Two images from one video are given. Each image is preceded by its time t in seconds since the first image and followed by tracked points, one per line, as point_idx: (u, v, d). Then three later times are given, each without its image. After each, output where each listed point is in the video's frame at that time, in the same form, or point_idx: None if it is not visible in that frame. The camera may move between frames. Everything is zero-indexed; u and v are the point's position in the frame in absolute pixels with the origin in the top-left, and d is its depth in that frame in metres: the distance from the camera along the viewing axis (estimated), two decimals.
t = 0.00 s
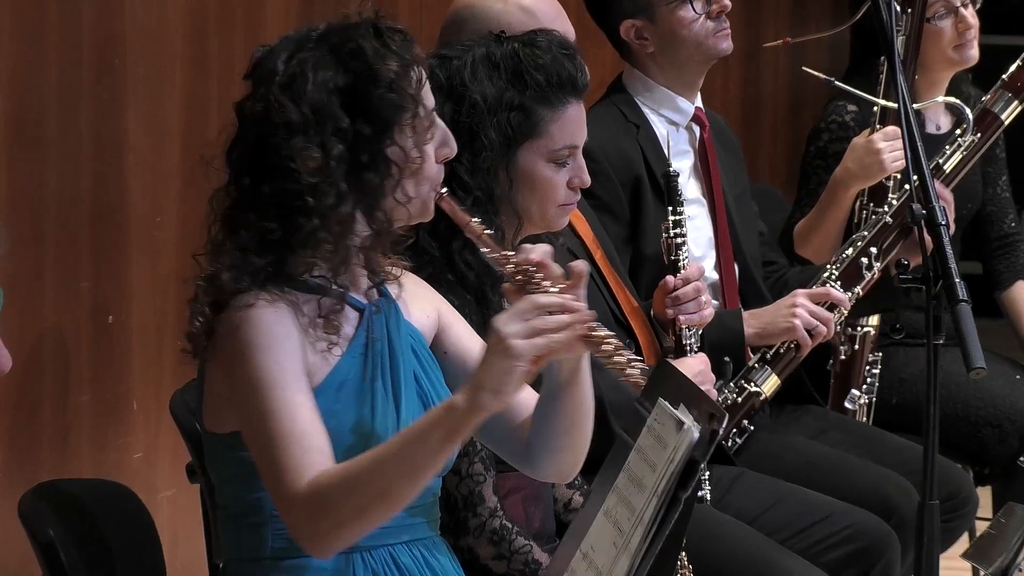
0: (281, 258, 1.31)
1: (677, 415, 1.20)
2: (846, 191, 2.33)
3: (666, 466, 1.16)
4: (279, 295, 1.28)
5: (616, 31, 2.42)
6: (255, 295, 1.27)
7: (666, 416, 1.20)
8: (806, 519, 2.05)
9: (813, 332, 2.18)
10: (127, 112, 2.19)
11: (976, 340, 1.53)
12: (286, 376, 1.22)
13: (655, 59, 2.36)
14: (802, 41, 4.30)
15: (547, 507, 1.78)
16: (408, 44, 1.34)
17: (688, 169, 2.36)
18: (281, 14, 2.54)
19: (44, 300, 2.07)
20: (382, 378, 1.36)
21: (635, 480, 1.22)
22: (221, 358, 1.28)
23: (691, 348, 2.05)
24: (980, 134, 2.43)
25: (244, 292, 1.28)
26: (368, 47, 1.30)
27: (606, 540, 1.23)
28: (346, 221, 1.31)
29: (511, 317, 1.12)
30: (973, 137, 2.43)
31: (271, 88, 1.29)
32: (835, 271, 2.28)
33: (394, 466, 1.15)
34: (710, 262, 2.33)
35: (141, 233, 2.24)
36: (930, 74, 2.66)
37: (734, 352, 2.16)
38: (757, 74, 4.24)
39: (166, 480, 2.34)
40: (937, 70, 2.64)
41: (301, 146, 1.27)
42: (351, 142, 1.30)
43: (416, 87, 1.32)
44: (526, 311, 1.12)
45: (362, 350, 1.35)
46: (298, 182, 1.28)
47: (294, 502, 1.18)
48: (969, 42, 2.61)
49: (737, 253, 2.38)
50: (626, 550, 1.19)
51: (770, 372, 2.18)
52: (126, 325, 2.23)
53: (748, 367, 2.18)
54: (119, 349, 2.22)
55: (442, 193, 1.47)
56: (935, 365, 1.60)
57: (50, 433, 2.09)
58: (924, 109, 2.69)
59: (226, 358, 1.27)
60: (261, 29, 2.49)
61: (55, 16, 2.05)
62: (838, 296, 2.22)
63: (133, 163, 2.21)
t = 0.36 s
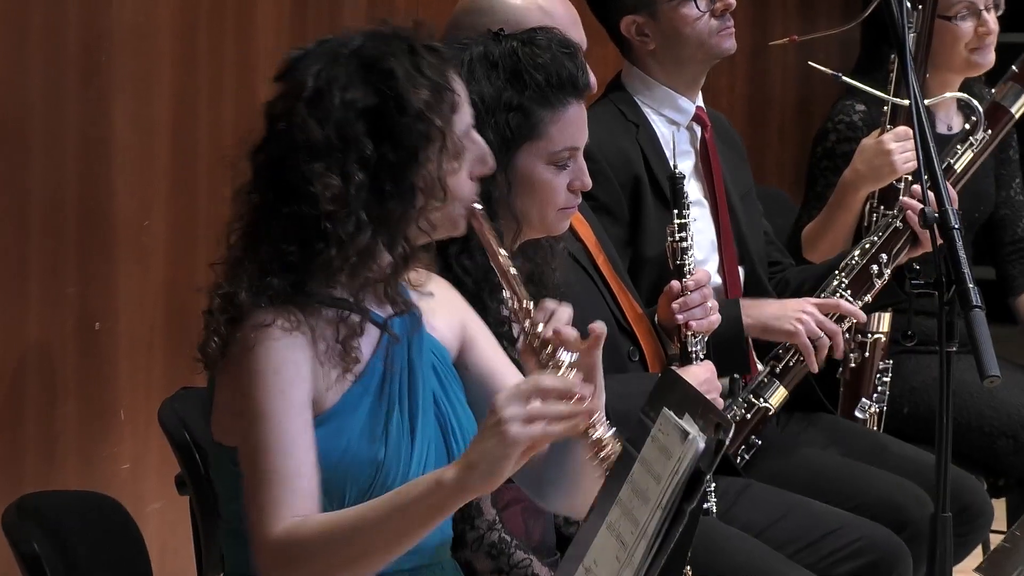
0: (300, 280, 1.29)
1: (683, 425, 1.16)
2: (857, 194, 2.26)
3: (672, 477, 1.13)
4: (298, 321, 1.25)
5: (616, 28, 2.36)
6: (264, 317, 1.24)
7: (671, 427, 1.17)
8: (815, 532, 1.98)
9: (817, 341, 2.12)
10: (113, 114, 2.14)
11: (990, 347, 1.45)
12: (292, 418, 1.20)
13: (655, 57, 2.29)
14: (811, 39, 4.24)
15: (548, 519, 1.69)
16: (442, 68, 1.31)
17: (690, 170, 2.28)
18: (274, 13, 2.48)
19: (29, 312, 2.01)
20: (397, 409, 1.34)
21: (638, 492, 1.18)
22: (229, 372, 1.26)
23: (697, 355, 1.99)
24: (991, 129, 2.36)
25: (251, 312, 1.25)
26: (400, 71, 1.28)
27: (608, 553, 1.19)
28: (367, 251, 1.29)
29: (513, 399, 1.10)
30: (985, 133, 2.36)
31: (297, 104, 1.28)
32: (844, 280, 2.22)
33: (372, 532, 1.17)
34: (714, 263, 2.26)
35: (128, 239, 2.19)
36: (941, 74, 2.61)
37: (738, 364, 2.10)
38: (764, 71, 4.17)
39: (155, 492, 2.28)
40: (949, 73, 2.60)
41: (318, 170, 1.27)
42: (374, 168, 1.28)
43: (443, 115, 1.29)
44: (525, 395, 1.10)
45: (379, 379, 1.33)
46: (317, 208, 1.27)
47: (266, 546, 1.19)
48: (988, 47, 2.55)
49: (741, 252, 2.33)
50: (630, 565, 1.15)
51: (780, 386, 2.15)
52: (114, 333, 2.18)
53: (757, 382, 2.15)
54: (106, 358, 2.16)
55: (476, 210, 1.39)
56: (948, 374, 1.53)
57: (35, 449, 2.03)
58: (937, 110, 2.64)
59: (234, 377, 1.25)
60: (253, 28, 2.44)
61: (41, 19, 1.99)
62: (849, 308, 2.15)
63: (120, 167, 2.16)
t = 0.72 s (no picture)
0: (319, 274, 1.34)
1: (687, 435, 1.12)
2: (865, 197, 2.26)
3: (674, 490, 1.08)
4: (305, 328, 1.31)
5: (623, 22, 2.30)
6: (273, 310, 1.32)
7: (675, 436, 1.13)
8: (823, 544, 1.93)
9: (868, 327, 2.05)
10: (104, 118, 2.11)
11: (1002, 354, 1.36)
12: (258, 405, 1.23)
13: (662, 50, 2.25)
14: (818, 41, 4.19)
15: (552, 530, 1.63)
16: (498, 78, 1.34)
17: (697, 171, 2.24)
18: (272, 14, 2.45)
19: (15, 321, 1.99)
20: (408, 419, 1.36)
21: (642, 503, 1.13)
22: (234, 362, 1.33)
23: (702, 364, 1.92)
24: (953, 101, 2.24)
25: (269, 305, 1.33)
26: (455, 74, 1.32)
27: (610, 566, 1.15)
28: (406, 256, 1.33)
29: (440, 408, 1.09)
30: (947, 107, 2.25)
31: (350, 92, 1.37)
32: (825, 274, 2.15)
33: (283, 518, 1.15)
34: (719, 266, 2.21)
35: (119, 245, 2.16)
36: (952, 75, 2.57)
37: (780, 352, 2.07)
38: (770, 74, 4.13)
39: (148, 503, 2.24)
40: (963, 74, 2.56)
41: (354, 159, 1.33)
42: (408, 169, 1.33)
43: (489, 124, 1.31)
44: (453, 406, 1.09)
45: (393, 392, 1.36)
46: (347, 197, 1.33)
47: (189, 509, 1.20)
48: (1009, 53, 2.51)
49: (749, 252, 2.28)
50: None
51: (774, 396, 2.08)
52: (104, 340, 2.15)
53: (752, 394, 2.09)
54: (96, 366, 2.13)
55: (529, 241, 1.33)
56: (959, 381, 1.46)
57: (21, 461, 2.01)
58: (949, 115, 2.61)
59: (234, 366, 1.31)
60: (250, 30, 2.40)
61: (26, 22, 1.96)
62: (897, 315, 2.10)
63: (111, 171, 2.13)
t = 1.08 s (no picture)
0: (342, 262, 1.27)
1: (688, 439, 1.10)
2: (871, 203, 2.27)
3: (673, 497, 1.07)
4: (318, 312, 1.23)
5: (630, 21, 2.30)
6: (294, 297, 1.25)
7: (676, 441, 1.11)
8: (824, 550, 1.92)
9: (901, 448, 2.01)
10: (102, 120, 2.10)
11: (1002, 359, 1.35)
12: (278, 370, 1.15)
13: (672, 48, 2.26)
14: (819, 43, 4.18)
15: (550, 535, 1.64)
16: (527, 65, 1.23)
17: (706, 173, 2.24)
18: (271, 15, 2.44)
19: (15, 322, 1.98)
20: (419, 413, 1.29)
21: (643, 509, 1.12)
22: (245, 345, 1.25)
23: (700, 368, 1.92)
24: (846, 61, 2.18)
25: (286, 294, 1.26)
26: (480, 56, 1.22)
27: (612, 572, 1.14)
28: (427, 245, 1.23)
29: (487, 333, 1.00)
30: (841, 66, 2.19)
31: (375, 81, 1.25)
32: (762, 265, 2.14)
33: (328, 461, 1.06)
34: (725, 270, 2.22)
35: (117, 247, 2.15)
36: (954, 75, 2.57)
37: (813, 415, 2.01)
38: (771, 76, 4.11)
39: (146, 508, 2.24)
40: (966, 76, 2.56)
41: (382, 143, 1.22)
42: (435, 150, 1.22)
43: (516, 106, 1.21)
44: (500, 333, 0.99)
45: (406, 382, 1.29)
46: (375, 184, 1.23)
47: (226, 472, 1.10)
48: (997, 49, 2.51)
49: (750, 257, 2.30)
50: None
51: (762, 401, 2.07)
52: (102, 343, 2.14)
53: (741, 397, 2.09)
54: (93, 369, 2.12)
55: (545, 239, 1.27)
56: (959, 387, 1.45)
57: (20, 463, 2.00)
58: (951, 117, 2.64)
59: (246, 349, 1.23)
60: (249, 30, 2.39)
61: (27, 22, 1.96)
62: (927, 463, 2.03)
63: (109, 173, 2.12)
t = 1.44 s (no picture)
0: (355, 294, 1.25)
1: (689, 444, 1.10)
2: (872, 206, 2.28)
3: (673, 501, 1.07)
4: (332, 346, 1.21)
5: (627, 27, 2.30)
6: (313, 336, 1.20)
7: (677, 447, 1.11)
8: (824, 553, 1.92)
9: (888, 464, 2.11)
10: (102, 122, 2.10)
11: (1003, 361, 1.35)
12: (330, 446, 1.15)
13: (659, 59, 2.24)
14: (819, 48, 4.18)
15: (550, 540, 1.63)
16: (517, 86, 1.25)
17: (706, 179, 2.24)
18: (271, 18, 2.44)
19: (15, 325, 1.99)
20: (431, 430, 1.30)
21: (643, 513, 1.12)
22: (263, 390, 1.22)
23: (700, 373, 1.90)
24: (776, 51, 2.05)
25: (303, 329, 1.21)
26: (473, 87, 1.22)
27: None
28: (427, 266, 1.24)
29: (581, 434, 1.02)
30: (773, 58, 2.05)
31: (365, 119, 1.23)
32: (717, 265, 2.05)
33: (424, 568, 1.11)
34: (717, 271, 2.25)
35: (116, 250, 2.15)
36: (955, 82, 2.58)
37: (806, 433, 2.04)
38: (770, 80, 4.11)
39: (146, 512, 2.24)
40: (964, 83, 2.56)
41: (387, 186, 1.21)
42: (443, 185, 1.23)
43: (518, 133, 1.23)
44: (595, 430, 1.02)
45: (416, 399, 1.29)
46: (383, 225, 1.21)
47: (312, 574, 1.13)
48: (995, 56, 2.53)
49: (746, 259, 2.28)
50: None
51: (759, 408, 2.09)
52: (102, 347, 2.14)
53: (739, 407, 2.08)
54: (93, 372, 2.12)
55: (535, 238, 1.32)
56: (959, 389, 1.44)
57: (19, 464, 2.00)
58: (952, 122, 2.63)
59: (268, 395, 1.21)
60: (249, 33, 2.39)
61: (27, 25, 1.96)
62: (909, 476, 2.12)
63: (108, 176, 2.12)
